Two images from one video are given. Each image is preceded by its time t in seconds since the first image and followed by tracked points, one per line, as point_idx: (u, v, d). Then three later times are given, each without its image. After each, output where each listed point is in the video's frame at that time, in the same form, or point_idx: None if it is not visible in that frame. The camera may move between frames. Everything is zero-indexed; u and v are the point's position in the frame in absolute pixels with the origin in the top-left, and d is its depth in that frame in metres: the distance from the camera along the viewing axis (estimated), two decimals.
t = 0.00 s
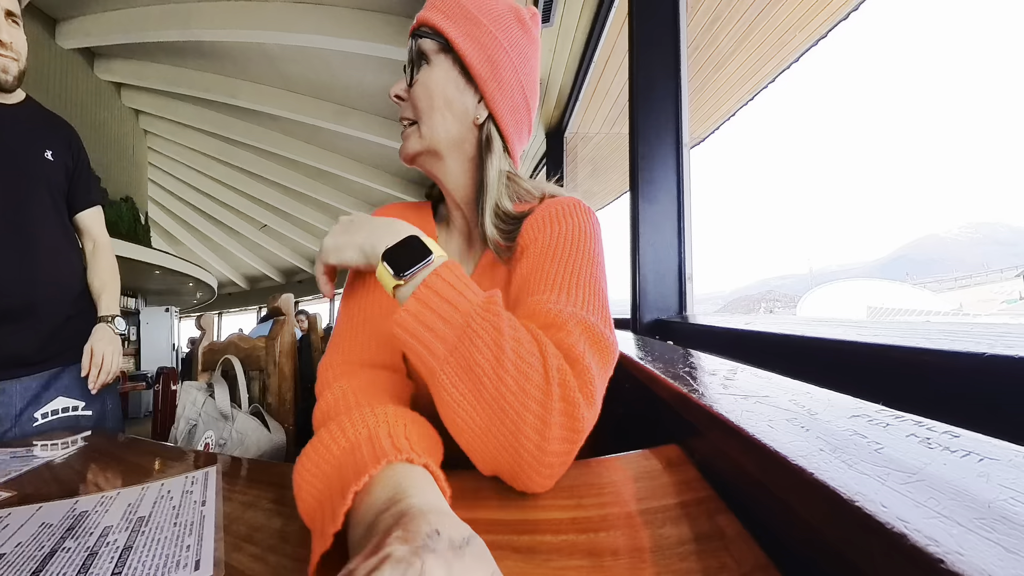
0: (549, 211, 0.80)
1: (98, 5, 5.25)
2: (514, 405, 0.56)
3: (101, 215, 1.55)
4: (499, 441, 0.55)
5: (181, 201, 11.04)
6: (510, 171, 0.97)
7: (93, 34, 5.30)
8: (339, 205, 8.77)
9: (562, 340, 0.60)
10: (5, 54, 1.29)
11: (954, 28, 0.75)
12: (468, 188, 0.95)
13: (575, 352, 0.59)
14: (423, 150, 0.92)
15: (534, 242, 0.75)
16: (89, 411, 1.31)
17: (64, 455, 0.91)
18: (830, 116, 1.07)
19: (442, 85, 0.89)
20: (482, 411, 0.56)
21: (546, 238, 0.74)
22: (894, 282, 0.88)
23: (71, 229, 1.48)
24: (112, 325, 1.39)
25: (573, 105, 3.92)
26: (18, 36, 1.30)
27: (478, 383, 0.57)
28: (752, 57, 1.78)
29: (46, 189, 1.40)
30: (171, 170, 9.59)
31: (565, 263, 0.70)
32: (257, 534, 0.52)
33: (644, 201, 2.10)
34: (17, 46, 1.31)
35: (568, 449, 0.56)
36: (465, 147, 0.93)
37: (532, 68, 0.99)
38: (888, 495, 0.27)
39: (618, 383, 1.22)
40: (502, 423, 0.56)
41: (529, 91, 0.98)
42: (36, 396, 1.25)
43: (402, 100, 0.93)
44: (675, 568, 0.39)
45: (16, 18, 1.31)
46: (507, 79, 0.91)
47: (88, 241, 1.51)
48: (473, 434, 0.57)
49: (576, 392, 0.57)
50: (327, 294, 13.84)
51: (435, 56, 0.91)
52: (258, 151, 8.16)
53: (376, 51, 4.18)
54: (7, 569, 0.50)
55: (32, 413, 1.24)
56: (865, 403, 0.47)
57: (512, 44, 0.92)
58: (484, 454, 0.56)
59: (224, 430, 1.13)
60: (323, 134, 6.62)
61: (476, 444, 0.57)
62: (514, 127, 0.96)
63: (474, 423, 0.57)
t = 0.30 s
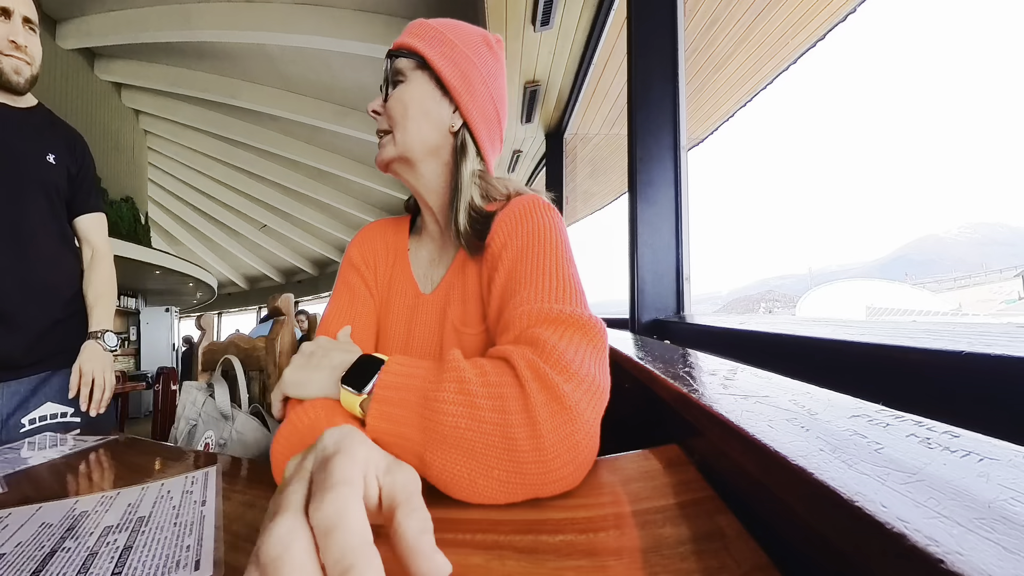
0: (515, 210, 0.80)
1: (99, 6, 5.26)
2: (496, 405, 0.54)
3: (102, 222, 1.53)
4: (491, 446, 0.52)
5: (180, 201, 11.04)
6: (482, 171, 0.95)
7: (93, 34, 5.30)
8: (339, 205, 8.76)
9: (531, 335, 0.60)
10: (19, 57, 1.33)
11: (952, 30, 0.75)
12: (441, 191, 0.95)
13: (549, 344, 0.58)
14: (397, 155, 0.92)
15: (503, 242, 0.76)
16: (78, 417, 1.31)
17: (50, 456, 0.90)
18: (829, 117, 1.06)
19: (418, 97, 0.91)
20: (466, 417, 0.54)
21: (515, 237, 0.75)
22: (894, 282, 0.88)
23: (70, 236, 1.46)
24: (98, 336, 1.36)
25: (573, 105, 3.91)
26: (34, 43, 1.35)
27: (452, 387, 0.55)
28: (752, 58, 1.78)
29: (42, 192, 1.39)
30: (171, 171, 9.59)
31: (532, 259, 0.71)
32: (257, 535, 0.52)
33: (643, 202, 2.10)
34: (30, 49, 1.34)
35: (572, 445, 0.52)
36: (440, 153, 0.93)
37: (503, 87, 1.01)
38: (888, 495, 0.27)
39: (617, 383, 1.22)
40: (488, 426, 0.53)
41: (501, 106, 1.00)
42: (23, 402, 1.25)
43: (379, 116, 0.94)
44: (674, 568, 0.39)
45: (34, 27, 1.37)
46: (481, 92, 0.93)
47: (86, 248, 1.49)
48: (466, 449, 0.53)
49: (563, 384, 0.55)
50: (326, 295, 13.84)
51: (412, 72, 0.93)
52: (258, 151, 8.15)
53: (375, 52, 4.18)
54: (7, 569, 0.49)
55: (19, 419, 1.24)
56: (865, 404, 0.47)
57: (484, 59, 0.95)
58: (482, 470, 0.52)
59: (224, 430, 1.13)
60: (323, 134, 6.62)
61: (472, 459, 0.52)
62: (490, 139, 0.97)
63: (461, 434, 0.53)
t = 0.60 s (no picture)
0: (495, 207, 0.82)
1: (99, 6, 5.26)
2: (504, 410, 0.52)
3: (124, 236, 1.49)
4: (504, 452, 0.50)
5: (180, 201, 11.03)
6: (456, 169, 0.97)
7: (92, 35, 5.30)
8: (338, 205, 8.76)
9: (523, 334, 0.61)
10: (61, 77, 1.35)
11: (952, 32, 0.75)
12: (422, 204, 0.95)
13: (540, 342, 0.59)
14: (376, 182, 0.92)
15: (491, 238, 0.77)
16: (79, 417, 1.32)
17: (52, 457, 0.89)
18: (829, 118, 1.06)
19: (383, 119, 0.89)
20: (472, 427, 0.50)
21: (501, 234, 0.76)
22: (893, 282, 0.88)
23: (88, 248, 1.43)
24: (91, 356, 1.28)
25: (572, 106, 3.92)
26: (79, 67, 1.37)
27: (454, 401, 0.51)
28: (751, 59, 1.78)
29: (61, 204, 1.40)
30: (170, 171, 9.59)
31: (516, 258, 0.72)
32: (257, 535, 0.52)
33: (642, 204, 2.09)
34: (72, 71, 1.36)
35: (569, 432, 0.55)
36: (415, 167, 0.93)
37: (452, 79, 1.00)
38: (888, 495, 0.27)
39: (616, 382, 1.22)
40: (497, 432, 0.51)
41: (456, 98, 1.00)
42: (27, 401, 1.26)
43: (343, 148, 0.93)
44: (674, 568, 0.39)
45: (84, 53, 1.39)
46: (439, 93, 0.93)
47: (100, 259, 1.45)
48: (475, 467, 0.49)
49: (558, 377, 0.56)
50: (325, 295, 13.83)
51: (367, 97, 0.89)
52: (257, 151, 8.15)
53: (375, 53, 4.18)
54: (7, 568, 0.49)
55: (22, 418, 1.24)
56: (864, 404, 0.47)
57: (432, 61, 0.93)
58: (496, 478, 0.49)
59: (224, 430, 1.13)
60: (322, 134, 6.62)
61: (484, 471, 0.49)
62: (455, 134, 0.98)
63: (471, 447, 0.49)
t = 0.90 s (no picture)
0: (479, 207, 0.84)
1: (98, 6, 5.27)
2: (467, 422, 0.54)
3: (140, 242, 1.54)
4: (469, 464, 0.53)
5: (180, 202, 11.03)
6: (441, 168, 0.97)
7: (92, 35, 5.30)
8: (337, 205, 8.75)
9: (496, 342, 0.63)
10: (83, 90, 1.40)
11: (950, 34, 0.75)
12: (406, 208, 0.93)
13: (515, 351, 0.61)
14: (359, 190, 0.90)
15: (471, 239, 0.79)
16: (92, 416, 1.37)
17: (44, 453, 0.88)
18: (828, 119, 1.06)
19: (365, 125, 0.87)
20: (432, 447, 0.53)
21: (482, 232, 0.79)
22: (893, 282, 0.88)
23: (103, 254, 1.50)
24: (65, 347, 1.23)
25: (572, 108, 3.92)
26: (101, 80, 1.42)
27: (410, 424, 0.54)
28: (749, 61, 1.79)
29: (82, 210, 1.45)
30: (170, 171, 9.59)
31: (493, 258, 0.74)
32: (257, 534, 0.52)
33: (639, 205, 2.08)
34: (94, 84, 1.40)
35: (543, 434, 0.57)
36: (402, 172, 0.92)
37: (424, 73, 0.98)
38: (888, 495, 0.27)
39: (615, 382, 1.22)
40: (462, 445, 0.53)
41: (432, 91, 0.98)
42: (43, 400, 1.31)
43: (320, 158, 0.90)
44: (674, 568, 0.39)
45: (108, 68, 1.44)
46: (418, 90, 0.91)
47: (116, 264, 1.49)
48: (438, 483, 0.52)
49: (529, 382, 0.58)
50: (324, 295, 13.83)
51: (346, 102, 0.87)
52: (256, 151, 8.14)
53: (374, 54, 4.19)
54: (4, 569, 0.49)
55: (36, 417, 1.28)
56: (864, 404, 0.47)
57: (404, 57, 0.91)
58: (462, 489, 0.52)
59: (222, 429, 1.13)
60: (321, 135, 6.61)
61: (450, 485, 0.52)
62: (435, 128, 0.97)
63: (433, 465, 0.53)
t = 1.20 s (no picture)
0: (450, 196, 0.75)
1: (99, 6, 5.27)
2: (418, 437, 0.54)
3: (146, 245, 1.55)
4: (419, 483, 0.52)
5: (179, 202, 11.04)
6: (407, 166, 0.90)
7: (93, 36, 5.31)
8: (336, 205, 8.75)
9: (459, 355, 0.60)
10: (90, 96, 1.40)
11: (948, 36, 0.76)
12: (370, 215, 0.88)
13: (476, 365, 0.57)
14: (320, 200, 0.85)
15: (434, 241, 0.72)
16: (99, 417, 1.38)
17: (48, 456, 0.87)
18: (827, 121, 1.07)
19: (322, 127, 0.80)
20: (382, 461, 0.53)
21: (446, 231, 0.72)
22: (892, 282, 0.88)
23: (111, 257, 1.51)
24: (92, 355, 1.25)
25: (571, 109, 3.93)
26: (108, 87, 1.41)
27: (362, 435, 0.55)
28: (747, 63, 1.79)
29: (89, 213, 1.46)
30: (170, 171, 9.60)
31: (459, 262, 0.68)
32: (255, 534, 0.52)
33: (638, 207, 2.08)
34: (100, 90, 1.39)
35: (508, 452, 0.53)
36: (365, 174, 0.86)
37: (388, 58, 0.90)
38: (888, 495, 0.27)
39: (615, 382, 1.22)
40: (413, 460, 0.53)
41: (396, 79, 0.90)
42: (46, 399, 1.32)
43: (277, 164, 0.85)
44: (675, 568, 0.39)
45: (116, 75, 1.43)
46: (378, 83, 0.84)
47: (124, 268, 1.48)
48: (387, 497, 0.51)
49: (490, 402, 0.55)
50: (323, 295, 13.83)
51: (299, 103, 0.80)
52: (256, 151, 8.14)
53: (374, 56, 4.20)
54: None
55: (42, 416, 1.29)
56: (864, 404, 0.47)
57: (360, 44, 0.83)
58: (407, 505, 0.51)
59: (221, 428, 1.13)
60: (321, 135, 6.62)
61: (397, 500, 0.51)
62: (401, 123, 0.90)
63: (381, 478, 0.52)
